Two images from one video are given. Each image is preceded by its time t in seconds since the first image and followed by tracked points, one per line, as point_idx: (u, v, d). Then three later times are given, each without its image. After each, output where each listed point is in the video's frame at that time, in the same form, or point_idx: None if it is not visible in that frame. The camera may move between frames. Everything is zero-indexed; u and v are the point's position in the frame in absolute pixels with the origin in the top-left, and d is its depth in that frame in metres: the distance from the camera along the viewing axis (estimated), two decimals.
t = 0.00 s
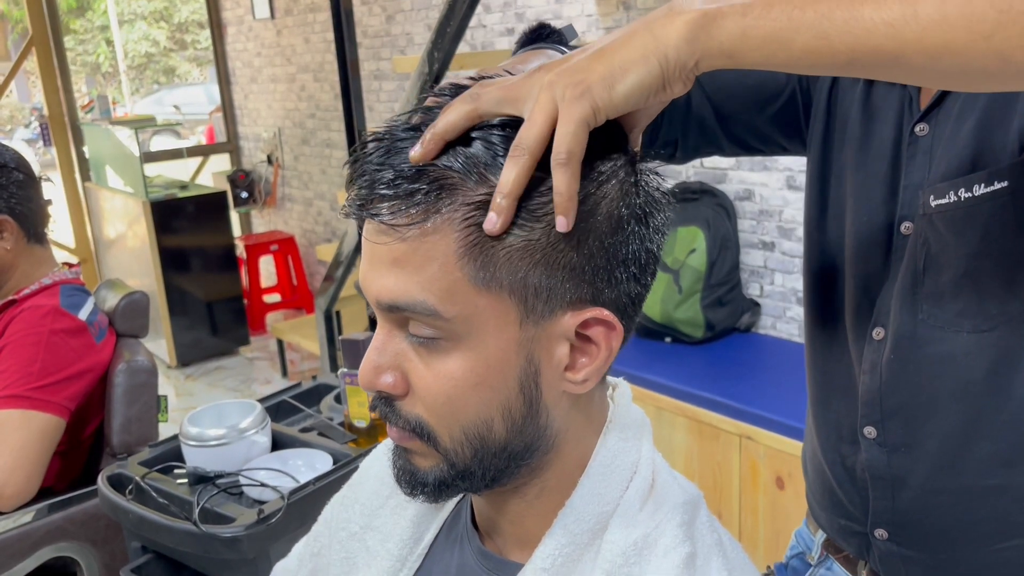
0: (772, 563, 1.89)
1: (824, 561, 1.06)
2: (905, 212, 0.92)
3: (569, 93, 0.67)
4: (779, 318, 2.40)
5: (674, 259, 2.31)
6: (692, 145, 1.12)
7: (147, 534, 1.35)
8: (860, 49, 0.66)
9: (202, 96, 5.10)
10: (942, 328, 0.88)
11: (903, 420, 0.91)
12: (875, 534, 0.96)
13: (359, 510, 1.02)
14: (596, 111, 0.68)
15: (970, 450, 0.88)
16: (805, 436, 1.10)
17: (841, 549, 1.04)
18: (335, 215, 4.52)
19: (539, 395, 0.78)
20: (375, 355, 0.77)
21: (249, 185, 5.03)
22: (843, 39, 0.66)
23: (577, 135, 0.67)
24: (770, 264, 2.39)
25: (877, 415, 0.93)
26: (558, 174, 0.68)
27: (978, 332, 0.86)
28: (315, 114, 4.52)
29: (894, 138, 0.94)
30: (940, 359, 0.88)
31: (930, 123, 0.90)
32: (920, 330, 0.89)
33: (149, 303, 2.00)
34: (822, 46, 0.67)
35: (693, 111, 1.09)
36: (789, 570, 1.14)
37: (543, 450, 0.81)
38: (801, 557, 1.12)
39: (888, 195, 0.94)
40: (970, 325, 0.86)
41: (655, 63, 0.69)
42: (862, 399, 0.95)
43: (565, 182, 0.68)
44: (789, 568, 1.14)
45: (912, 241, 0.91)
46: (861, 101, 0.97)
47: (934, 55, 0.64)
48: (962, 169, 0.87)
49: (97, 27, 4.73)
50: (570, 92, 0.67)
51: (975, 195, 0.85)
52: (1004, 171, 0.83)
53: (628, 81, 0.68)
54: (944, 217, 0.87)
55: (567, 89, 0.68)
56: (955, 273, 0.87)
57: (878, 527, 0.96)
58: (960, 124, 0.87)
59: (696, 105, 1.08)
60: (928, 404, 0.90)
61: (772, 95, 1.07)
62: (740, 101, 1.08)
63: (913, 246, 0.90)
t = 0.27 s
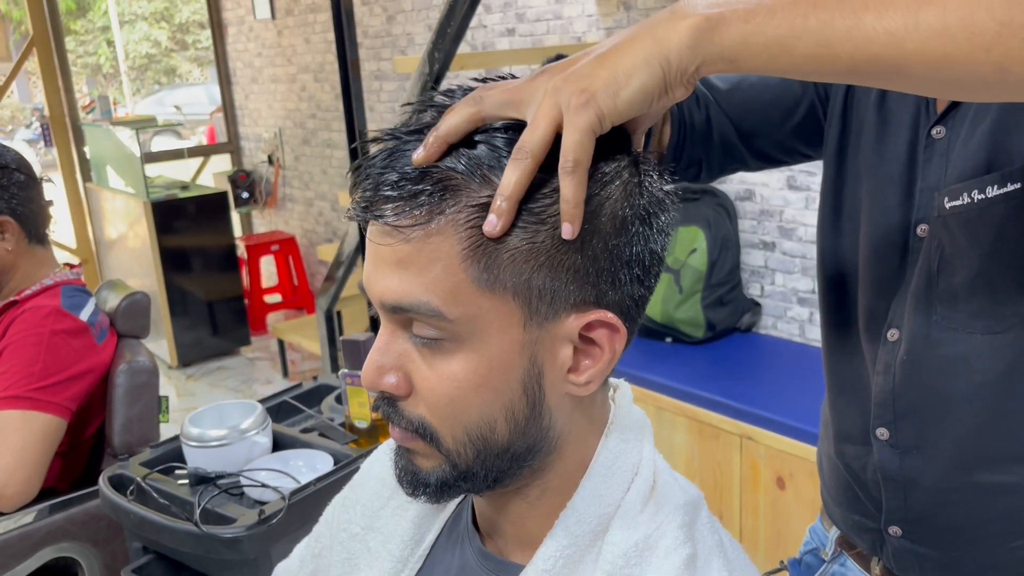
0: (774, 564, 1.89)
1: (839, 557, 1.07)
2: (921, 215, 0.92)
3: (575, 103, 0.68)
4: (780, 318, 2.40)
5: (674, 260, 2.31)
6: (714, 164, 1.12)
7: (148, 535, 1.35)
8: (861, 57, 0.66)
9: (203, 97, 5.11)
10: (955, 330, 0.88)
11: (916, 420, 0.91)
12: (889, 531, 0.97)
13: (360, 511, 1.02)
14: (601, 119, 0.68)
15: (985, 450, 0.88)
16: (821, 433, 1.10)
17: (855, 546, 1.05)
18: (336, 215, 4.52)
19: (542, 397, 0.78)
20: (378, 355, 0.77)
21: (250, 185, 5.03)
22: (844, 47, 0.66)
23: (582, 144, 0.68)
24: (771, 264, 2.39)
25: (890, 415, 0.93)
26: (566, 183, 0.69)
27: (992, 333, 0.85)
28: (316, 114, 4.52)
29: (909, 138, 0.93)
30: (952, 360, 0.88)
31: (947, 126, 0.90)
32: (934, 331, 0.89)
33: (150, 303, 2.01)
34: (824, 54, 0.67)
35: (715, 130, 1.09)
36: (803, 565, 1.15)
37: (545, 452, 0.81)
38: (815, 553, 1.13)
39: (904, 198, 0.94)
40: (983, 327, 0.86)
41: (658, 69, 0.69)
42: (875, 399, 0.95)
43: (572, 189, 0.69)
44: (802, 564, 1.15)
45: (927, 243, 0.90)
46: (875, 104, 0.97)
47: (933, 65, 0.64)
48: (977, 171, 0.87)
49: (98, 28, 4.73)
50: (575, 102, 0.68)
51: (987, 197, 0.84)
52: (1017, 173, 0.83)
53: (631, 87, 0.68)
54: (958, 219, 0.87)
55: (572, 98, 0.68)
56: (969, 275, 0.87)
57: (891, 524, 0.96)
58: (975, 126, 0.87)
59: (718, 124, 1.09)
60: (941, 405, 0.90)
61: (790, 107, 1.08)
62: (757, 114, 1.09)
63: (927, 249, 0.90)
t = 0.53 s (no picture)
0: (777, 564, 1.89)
1: (855, 553, 1.08)
2: (937, 217, 0.91)
3: (580, 105, 0.68)
4: (782, 317, 2.40)
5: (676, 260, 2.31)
6: (743, 186, 1.13)
7: (151, 534, 1.36)
8: (863, 59, 0.66)
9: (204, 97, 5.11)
10: (969, 332, 0.88)
11: (931, 422, 0.91)
12: (904, 529, 0.97)
13: (365, 512, 1.02)
14: (608, 121, 0.68)
15: (1002, 449, 0.87)
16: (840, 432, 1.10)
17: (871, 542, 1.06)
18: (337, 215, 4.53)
19: (544, 397, 0.78)
20: (382, 355, 0.77)
21: (252, 185, 5.04)
22: (846, 49, 0.66)
23: (589, 146, 0.67)
24: (773, 263, 2.40)
25: (906, 418, 0.93)
26: (571, 184, 0.68)
27: (1006, 335, 0.85)
28: (317, 114, 4.53)
29: (926, 140, 0.93)
30: (965, 362, 0.88)
31: (963, 129, 0.89)
32: (949, 334, 0.89)
33: (152, 303, 2.01)
34: (825, 55, 0.67)
35: (740, 153, 1.10)
36: (819, 560, 1.15)
37: (548, 453, 0.81)
38: (831, 549, 1.14)
39: (920, 201, 0.94)
40: (997, 328, 0.86)
41: (662, 69, 0.69)
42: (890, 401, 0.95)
43: (577, 192, 0.69)
44: (818, 559, 1.16)
45: (944, 246, 0.90)
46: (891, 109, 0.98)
47: (935, 67, 0.64)
48: (991, 172, 0.87)
49: (100, 28, 4.74)
50: (580, 104, 0.68)
51: (1001, 199, 0.85)
52: None
53: (637, 88, 0.68)
54: (973, 220, 0.87)
55: (577, 101, 0.68)
56: (982, 276, 0.87)
57: (907, 522, 0.96)
58: (990, 129, 0.87)
59: (741, 147, 1.10)
60: (956, 406, 0.89)
61: (806, 118, 1.09)
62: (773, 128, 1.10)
63: (943, 251, 0.90)
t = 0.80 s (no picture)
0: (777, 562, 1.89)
1: (864, 544, 1.09)
2: (947, 216, 0.91)
3: (580, 108, 0.67)
4: (782, 316, 2.40)
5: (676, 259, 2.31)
6: (763, 212, 1.12)
7: (152, 534, 1.36)
8: (862, 58, 0.66)
9: (204, 96, 5.11)
10: (971, 329, 0.88)
11: (933, 420, 0.91)
12: (909, 526, 0.96)
13: (366, 511, 1.02)
14: (608, 122, 0.68)
15: (1006, 448, 0.86)
16: (848, 429, 1.09)
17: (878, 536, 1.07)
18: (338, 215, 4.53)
19: (546, 398, 0.78)
20: (383, 356, 0.77)
21: (252, 185, 5.04)
22: (846, 49, 0.66)
23: (590, 148, 0.67)
24: (773, 263, 2.40)
25: (908, 415, 0.93)
26: (574, 187, 0.68)
27: (1009, 333, 0.85)
28: (318, 114, 4.53)
29: (931, 141, 0.94)
30: (968, 360, 0.88)
31: (969, 128, 0.89)
32: (951, 331, 0.89)
33: (153, 302, 2.01)
34: (825, 55, 0.67)
35: (757, 181, 1.10)
36: (825, 548, 1.16)
37: (550, 453, 0.81)
38: (839, 537, 1.14)
39: (928, 201, 0.94)
40: (1000, 326, 0.86)
41: (662, 70, 0.68)
42: (894, 397, 0.95)
43: (580, 194, 0.69)
44: (825, 547, 1.16)
45: (948, 244, 0.91)
46: (894, 114, 0.99)
47: (934, 68, 0.65)
48: (995, 169, 0.86)
49: (100, 28, 4.74)
50: (580, 106, 0.67)
51: (1003, 196, 0.85)
52: None
53: (637, 90, 0.68)
54: (976, 217, 0.87)
55: (577, 103, 0.68)
56: (985, 274, 0.86)
57: (911, 519, 0.96)
58: (994, 128, 0.87)
59: (757, 174, 1.10)
60: (959, 404, 0.89)
61: (816, 134, 1.10)
62: (783, 148, 1.10)
63: (948, 250, 0.90)
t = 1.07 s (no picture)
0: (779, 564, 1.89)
1: (860, 548, 1.08)
2: (943, 219, 0.91)
3: (572, 111, 0.67)
4: (783, 317, 2.40)
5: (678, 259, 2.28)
6: (774, 240, 1.14)
7: (151, 536, 1.35)
8: (857, 59, 0.66)
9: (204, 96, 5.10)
10: (966, 331, 0.87)
11: (927, 421, 0.90)
12: (904, 528, 0.95)
13: (365, 515, 1.02)
14: (601, 125, 0.67)
15: (1002, 450, 0.85)
16: (845, 432, 1.08)
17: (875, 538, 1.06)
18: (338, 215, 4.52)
19: (541, 403, 0.77)
20: (378, 360, 0.77)
21: (252, 185, 5.04)
22: (841, 50, 0.66)
23: (583, 151, 0.66)
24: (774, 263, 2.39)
25: (902, 416, 0.92)
26: (567, 191, 0.68)
27: (1004, 334, 0.84)
28: (317, 113, 4.52)
29: (918, 143, 0.95)
30: (963, 361, 0.87)
31: (963, 130, 0.90)
32: (945, 333, 0.88)
33: (153, 303, 2.00)
34: (819, 55, 0.67)
35: (764, 212, 1.12)
36: (821, 553, 1.15)
37: (547, 457, 0.80)
38: (835, 542, 1.14)
39: (924, 206, 0.94)
40: (994, 328, 0.84)
41: (654, 69, 0.67)
42: (888, 399, 0.94)
43: (572, 198, 0.68)
44: (821, 552, 1.16)
45: (942, 245, 0.90)
46: (885, 124, 1.00)
47: (928, 69, 0.64)
48: (989, 170, 0.86)
49: (100, 28, 4.73)
50: (573, 109, 0.67)
51: (996, 197, 0.84)
52: None
53: (630, 91, 0.67)
54: (970, 218, 0.86)
55: (570, 105, 0.67)
56: (980, 274, 0.86)
57: (907, 522, 0.94)
58: (989, 127, 0.87)
59: (762, 206, 1.12)
60: (954, 405, 0.87)
61: (817, 159, 1.10)
62: (784, 175, 1.11)
63: (943, 251, 0.89)
